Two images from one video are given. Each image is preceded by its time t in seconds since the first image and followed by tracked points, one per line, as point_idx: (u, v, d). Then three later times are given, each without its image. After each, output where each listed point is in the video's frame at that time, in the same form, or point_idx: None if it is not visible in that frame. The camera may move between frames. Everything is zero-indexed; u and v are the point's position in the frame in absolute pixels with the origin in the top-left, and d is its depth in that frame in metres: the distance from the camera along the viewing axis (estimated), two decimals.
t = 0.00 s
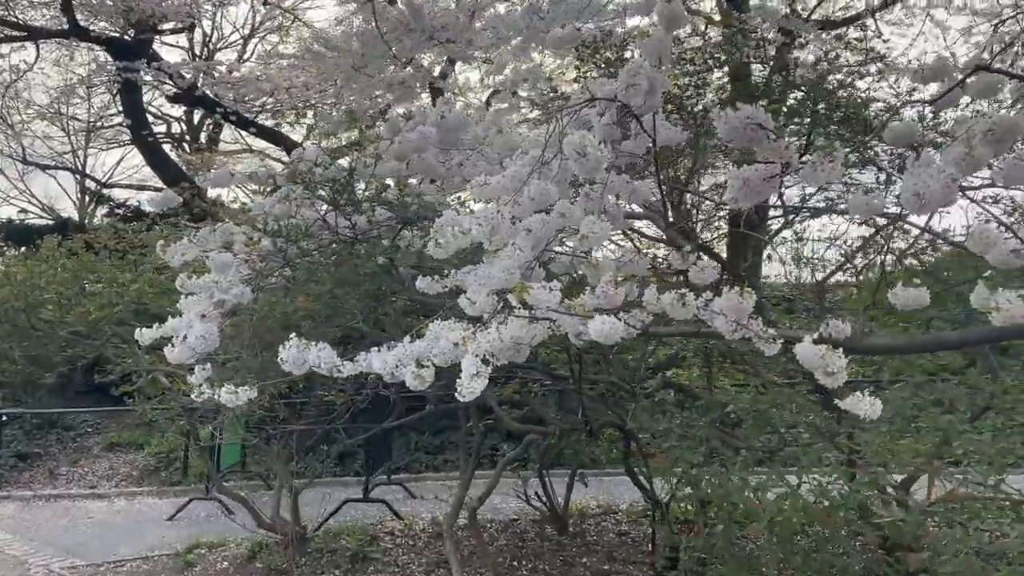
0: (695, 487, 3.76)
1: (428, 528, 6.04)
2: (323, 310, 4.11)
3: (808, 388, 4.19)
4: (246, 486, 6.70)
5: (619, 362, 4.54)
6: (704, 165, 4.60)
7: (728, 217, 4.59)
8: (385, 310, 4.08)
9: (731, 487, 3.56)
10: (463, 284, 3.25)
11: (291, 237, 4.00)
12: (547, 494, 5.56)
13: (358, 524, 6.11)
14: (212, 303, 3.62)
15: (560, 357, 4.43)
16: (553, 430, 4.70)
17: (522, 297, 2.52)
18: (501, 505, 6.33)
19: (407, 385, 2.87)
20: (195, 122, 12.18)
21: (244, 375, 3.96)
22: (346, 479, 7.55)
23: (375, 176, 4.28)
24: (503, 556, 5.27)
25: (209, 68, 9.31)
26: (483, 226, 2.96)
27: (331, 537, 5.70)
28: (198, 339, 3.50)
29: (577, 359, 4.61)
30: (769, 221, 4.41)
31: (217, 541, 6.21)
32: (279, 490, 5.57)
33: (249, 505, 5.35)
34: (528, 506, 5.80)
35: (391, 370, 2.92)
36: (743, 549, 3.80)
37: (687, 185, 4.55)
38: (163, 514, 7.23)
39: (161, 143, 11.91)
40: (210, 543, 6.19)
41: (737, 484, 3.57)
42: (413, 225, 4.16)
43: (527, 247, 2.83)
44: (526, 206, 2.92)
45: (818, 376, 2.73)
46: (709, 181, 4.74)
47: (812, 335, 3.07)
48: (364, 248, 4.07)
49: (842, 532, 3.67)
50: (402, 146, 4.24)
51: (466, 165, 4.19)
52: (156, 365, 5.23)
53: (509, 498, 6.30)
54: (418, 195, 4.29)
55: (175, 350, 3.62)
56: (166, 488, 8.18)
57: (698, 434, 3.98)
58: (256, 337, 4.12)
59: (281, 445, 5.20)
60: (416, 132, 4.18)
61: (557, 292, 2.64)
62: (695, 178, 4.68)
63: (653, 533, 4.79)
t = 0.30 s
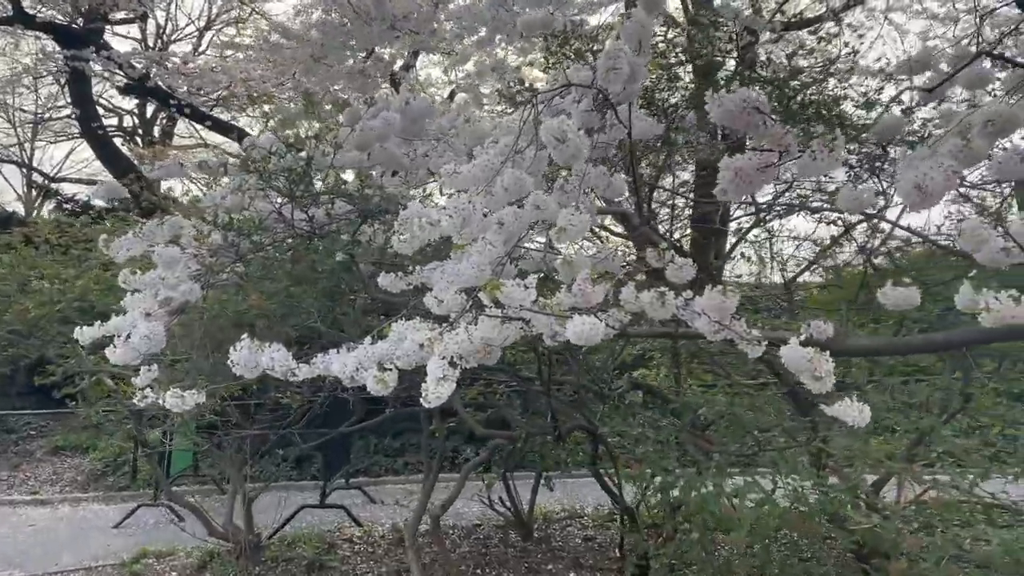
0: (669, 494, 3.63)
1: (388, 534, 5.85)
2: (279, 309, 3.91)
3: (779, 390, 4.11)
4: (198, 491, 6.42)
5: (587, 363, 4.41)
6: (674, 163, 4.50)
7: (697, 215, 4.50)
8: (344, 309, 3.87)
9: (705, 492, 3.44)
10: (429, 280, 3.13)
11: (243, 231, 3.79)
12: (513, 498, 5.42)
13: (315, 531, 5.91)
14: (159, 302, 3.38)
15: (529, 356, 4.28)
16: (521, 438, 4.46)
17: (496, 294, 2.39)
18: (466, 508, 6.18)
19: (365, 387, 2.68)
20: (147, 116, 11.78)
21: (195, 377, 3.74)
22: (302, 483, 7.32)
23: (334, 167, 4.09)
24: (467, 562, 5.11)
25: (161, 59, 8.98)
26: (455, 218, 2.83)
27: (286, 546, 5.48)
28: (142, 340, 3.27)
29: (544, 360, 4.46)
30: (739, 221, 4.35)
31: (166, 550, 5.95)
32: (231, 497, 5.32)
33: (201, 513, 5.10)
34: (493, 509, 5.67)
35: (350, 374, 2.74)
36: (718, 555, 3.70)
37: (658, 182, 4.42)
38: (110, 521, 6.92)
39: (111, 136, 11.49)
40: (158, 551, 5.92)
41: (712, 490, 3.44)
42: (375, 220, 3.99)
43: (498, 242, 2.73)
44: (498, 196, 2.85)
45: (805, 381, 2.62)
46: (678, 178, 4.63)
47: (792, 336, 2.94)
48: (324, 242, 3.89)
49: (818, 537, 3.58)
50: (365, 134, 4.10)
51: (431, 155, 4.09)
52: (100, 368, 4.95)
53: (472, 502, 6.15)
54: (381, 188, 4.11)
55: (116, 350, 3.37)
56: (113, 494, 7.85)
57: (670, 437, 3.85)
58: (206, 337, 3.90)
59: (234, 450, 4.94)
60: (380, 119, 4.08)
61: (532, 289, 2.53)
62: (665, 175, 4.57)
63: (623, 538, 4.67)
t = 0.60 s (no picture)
0: (641, 501, 3.46)
1: (347, 542, 5.61)
2: (229, 307, 3.70)
3: (754, 392, 3.97)
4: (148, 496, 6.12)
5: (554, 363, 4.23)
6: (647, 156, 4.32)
7: (669, 210, 4.34)
8: (299, 306, 3.64)
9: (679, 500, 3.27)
10: (388, 274, 2.93)
11: (187, 222, 3.54)
12: (477, 503, 5.22)
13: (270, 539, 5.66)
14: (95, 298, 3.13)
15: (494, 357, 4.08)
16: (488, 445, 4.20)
17: (460, 289, 2.21)
18: (428, 514, 5.96)
19: (319, 391, 2.47)
20: (103, 109, 11.35)
21: (136, 379, 3.49)
22: (259, 488, 7.05)
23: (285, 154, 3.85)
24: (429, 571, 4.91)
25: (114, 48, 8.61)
26: (416, 206, 2.64)
27: (239, 554, 5.22)
28: (76, 339, 3.03)
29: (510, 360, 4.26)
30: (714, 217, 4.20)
31: (112, 559, 5.68)
32: (180, 504, 5.06)
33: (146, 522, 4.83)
34: (457, 515, 5.46)
35: (303, 375, 2.54)
36: (691, 565, 3.53)
37: (629, 175, 4.24)
38: (54, 529, 6.60)
39: (64, 129, 11.06)
40: (104, 561, 5.68)
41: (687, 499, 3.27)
42: (331, 212, 3.75)
43: (464, 233, 2.56)
44: (464, 182, 2.69)
45: (792, 384, 2.52)
46: (651, 172, 4.46)
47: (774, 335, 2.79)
48: (276, 235, 3.65)
49: (795, 545, 3.43)
50: (319, 118, 3.76)
51: (392, 142, 3.84)
52: (38, 369, 4.65)
53: (435, 507, 5.94)
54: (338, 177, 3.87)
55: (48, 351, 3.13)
56: (60, 499, 7.51)
57: (643, 442, 3.68)
58: (150, 336, 3.65)
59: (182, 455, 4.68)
60: (335, 102, 3.71)
61: (499, 285, 2.35)
62: (637, 169, 4.39)
63: (591, 546, 4.49)
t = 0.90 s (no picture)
0: (624, 509, 3.28)
1: (314, 548, 5.38)
2: (186, 304, 3.47)
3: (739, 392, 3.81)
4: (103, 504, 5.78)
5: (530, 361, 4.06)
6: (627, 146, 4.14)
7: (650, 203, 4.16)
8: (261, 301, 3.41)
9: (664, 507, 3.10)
10: (357, 267, 2.84)
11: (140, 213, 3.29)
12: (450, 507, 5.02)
13: (232, 546, 5.41)
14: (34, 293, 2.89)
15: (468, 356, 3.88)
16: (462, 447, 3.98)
17: (436, 283, 1.99)
18: (398, 518, 5.74)
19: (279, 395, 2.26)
20: (63, 100, 10.96)
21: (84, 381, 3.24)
22: (222, 491, 6.79)
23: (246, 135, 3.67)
24: None
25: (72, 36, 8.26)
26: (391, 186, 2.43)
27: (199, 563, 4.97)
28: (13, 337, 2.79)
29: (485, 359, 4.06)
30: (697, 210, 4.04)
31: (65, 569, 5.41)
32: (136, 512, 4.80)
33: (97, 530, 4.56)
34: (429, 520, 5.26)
35: (262, 378, 2.32)
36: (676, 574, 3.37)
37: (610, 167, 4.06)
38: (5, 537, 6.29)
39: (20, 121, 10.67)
40: (55, 572, 5.41)
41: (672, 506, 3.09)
42: (295, 203, 3.53)
43: (440, 222, 2.39)
44: (443, 164, 2.49)
45: (797, 386, 2.35)
46: (631, 163, 4.29)
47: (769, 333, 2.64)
48: (236, 227, 3.42)
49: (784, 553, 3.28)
50: (283, 100, 3.51)
51: (361, 125, 3.65)
52: None
53: (406, 512, 5.73)
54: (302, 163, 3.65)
55: None
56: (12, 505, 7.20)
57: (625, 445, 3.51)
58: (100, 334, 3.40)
59: (137, 461, 4.42)
60: (300, 82, 3.50)
61: (480, 277, 2.16)
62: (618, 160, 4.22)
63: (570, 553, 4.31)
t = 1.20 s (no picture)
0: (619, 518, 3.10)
1: (289, 557, 5.16)
2: (153, 301, 3.24)
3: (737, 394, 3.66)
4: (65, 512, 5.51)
5: (516, 361, 3.89)
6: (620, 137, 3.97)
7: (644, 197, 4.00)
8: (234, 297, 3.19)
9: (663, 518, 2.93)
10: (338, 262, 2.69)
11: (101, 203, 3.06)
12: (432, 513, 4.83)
13: (203, 555, 5.17)
14: None
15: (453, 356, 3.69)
16: (449, 453, 3.77)
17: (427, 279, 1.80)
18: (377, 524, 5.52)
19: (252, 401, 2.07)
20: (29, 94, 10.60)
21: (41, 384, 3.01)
22: (193, 496, 6.54)
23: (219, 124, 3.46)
24: None
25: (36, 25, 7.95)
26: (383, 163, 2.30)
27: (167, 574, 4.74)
28: None
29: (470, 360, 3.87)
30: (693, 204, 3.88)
31: None
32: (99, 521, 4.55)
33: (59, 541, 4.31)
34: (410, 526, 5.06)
35: (233, 384, 2.13)
36: None
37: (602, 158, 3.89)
38: None
39: None
40: None
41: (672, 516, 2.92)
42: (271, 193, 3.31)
43: (432, 211, 2.27)
44: (439, 142, 2.35)
45: (824, 394, 2.26)
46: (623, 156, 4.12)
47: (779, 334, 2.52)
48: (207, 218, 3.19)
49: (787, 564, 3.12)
50: (257, 81, 3.43)
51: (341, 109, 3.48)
52: None
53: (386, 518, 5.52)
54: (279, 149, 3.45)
55: None
56: None
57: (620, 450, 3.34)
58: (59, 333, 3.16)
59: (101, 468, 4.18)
60: (276, 60, 3.41)
61: (475, 273, 2.03)
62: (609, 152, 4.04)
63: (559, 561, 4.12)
